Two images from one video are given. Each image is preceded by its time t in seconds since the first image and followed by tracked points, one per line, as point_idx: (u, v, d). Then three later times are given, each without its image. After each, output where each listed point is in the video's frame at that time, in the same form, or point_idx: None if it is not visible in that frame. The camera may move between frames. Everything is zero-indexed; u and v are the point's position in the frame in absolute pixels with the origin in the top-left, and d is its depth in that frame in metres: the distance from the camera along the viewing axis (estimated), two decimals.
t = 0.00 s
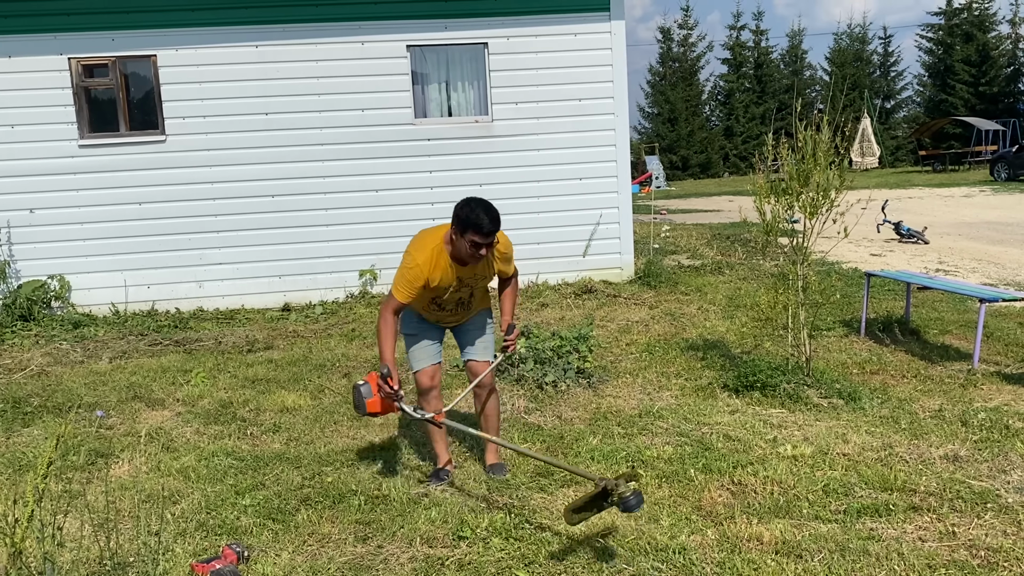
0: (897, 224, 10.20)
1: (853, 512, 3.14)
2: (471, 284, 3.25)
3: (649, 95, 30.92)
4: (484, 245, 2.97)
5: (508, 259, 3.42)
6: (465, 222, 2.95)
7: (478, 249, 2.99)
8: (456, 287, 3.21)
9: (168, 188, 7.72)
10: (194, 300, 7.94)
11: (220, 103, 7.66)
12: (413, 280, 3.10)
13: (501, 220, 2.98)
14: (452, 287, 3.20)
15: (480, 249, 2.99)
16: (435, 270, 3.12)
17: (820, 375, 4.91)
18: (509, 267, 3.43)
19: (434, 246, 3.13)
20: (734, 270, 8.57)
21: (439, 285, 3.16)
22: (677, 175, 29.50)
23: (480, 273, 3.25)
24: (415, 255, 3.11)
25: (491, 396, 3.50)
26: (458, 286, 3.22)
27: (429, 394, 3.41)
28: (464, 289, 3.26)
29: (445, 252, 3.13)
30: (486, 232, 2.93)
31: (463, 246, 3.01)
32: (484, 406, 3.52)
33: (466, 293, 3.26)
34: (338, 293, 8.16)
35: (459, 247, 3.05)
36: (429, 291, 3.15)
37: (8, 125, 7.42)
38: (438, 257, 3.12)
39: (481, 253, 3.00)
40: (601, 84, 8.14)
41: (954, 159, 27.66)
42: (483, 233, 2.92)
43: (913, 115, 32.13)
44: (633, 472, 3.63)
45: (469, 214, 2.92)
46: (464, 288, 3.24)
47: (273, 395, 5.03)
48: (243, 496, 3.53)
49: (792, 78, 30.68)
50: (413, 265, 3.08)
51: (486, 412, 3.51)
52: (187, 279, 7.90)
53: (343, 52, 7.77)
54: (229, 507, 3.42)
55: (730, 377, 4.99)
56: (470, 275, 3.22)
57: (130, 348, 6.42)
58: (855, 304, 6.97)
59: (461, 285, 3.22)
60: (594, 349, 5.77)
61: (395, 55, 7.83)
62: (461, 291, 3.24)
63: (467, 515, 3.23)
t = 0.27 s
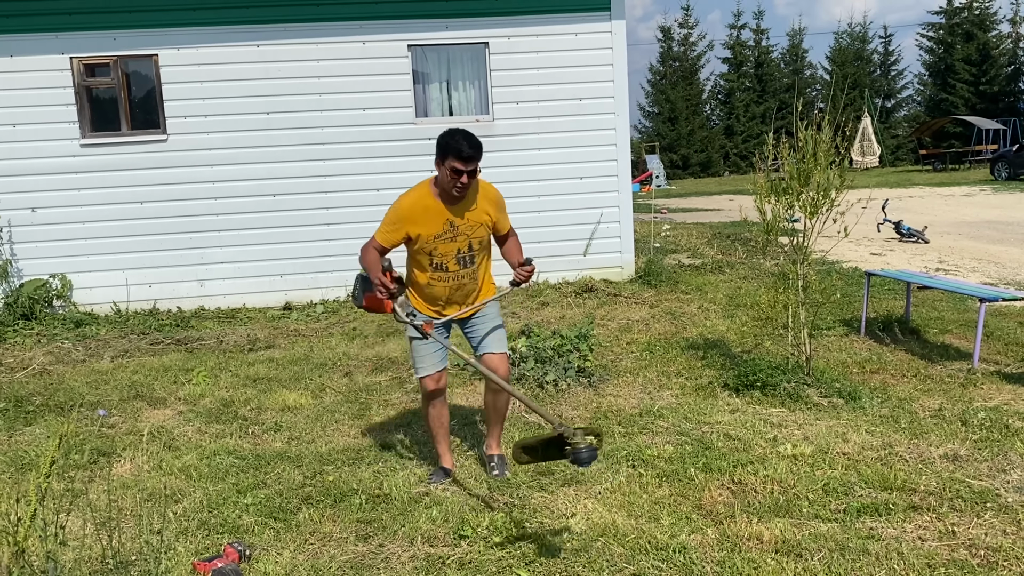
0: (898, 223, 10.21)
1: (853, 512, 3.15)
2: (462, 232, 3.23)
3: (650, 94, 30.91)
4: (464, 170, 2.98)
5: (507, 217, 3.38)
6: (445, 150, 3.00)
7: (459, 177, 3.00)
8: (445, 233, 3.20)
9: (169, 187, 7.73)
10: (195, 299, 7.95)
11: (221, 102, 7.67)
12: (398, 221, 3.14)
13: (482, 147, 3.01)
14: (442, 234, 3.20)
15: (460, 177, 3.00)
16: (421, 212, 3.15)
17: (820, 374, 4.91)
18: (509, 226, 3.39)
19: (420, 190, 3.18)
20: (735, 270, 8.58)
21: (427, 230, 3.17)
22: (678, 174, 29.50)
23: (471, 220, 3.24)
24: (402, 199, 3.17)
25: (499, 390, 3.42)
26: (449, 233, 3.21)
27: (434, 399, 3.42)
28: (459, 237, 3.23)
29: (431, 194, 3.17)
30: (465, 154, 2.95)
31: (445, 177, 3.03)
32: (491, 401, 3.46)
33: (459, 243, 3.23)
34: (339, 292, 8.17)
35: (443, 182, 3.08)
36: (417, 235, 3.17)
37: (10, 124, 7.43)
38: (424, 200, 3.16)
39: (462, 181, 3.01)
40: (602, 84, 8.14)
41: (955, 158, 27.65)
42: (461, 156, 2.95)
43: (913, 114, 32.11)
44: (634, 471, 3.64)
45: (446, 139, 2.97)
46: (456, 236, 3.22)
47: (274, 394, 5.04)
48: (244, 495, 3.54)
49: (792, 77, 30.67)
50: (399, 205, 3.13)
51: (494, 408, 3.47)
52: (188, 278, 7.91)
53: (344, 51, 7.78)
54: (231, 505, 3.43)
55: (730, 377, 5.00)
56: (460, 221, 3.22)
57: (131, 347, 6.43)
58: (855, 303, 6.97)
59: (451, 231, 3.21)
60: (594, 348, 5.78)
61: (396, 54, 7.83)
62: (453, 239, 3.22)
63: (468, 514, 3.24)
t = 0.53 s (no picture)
0: (899, 220, 10.19)
1: (854, 509, 3.15)
2: (471, 214, 3.10)
3: (651, 90, 30.86)
4: (471, 149, 2.92)
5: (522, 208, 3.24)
6: (453, 129, 2.95)
7: (467, 157, 2.94)
8: (453, 214, 3.09)
9: (171, 182, 7.72)
10: (196, 295, 7.95)
11: (222, 98, 7.66)
12: (405, 200, 3.07)
13: (491, 127, 2.95)
14: (449, 214, 3.09)
15: (469, 157, 2.94)
16: (428, 192, 3.07)
17: (822, 371, 4.92)
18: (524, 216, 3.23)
19: (430, 172, 3.12)
20: (736, 266, 8.57)
21: (434, 210, 3.07)
22: (679, 171, 29.47)
23: (480, 203, 3.12)
24: (411, 181, 3.11)
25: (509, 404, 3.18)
26: (457, 215, 3.10)
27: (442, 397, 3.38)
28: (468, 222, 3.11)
29: (440, 176, 3.10)
30: (472, 133, 2.89)
31: (452, 155, 2.97)
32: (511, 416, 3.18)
33: (467, 226, 3.11)
34: (341, 287, 8.17)
35: (452, 161, 3.02)
36: (423, 215, 3.07)
37: (11, 120, 7.43)
38: (433, 180, 3.09)
39: (471, 162, 2.95)
40: (603, 80, 8.13)
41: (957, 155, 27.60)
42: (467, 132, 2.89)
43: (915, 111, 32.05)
44: (635, 467, 3.64)
45: (454, 117, 2.92)
46: (464, 219, 3.10)
47: (276, 390, 5.05)
48: (246, 491, 3.55)
49: (794, 73, 30.62)
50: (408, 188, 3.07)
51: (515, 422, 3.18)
52: (189, 274, 7.91)
53: (346, 47, 7.77)
54: (233, 501, 3.44)
55: (732, 374, 5.00)
56: (469, 203, 3.10)
57: (133, 343, 6.44)
58: (857, 300, 6.97)
59: (459, 213, 3.09)
60: (596, 344, 5.78)
61: (397, 50, 7.82)
62: (461, 221, 3.10)
63: (469, 510, 3.24)
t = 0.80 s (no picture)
0: (901, 215, 10.18)
1: (854, 504, 3.16)
2: (502, 216, 2.92)
3: (653, 83, 30.77)
4: (505, 148, 2.72)
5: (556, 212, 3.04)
6: (488, 125, 2.74)
7: (500, 157, 2.76)
8: (482, 215, 2.91)
9: (172, 175, 7.72)
10: (197, 287, 7.95)
11: (223, 90, 7.65)
12: (433, 196, 2.90)
13: (529, 126, 2.75)
14: (478, 215, 2.91)
15: (502, 156, 2.75)
16: (458, 189, 2.89)
17: (822, 366, 4.91)
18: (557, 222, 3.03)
19: (462, 168, 2.94)
20: (738, 261, 8.56)
21: (462, 209, 2.89)
22: (681, 165, 29.42)
23: (512, 205, 2.93)
24: (442, 176, 2.93)
25: (524, 415, 3.11)
26: (486, 215, 2.91)
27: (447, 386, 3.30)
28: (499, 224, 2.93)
29: (472, 173, 2.91)
30: (508, 131, 2.69)
31: (484, 152, 2.78)
32: (523, 427, 3.12)
33: (496, 228, 2.92)
34: (342, 281, 8.17)
35: (484, 159, 2.83)
36: (450, 213, 2.89)
37: (12, 112, 7.42)
38: (464, 177, 2.91)
39: (503, 161, 2.77)
40: (606, 73, 8.10)
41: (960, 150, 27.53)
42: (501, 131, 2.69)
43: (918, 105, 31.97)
44: (635, 461, 3.64)
45: (490, 111, 2.72)
46: (494, 220, 2.92)
47: (277, 383, 5.05)
48: (247, 483, 3.55)
49: (796, 67, 30.54)
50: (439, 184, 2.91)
51: (526, 435, 3.12)
52: (190, 267, 7.91)
53: (347, 39, 7.75)
54: (233, 493, 3.44)
55: (733, 368, 5.00)
56: (499, 204, 2.92)
57: (134, 335, 6.44)
58: (858, 295, 6.96)
59: (488, 214, 2.91)
60: (597, 339, 5.78)
61: (399, 43, 7.80)
62: (490, 223, 2.92)
63: (470, 504, 3.24)
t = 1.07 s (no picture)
0: (902, 208, 10.19)
1: (851, 491, 3.18)
2: (513, 198, 2.90)
3: (656, 75, 30.69)
4: (514, 129, 2.72)
5: (569, 194, 3.02)
6: (497, 106, 2.73)
7: (510, 138, 2.75)
8: (492, 197, 2.89)
9: (174, 163, 7.72)
10: (199, 275, 7.98)
11: (226, 78, 7.65)
12: (442, 178, 2.88)
13: (538, 108, 2.73)
14: (488, 197, 2.88)
15: (511, 137, 2.74)
16: (467, 171, 2.87)
17: (822, 356, 4.93)
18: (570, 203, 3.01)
19: (472, 150, 2.92)
20: (739, 252, 8.57)
21: (472, 191, 2.88)
22: (682, 157, 29.39)
23: (523, 187, 2.90)
24: (451, 158, 2.92)
25: (526, 403, 3.13)
26: (496, 197, 2.89)
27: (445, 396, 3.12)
28: (509, 206, 2.90)
29: (482, 154, 2.89)
30: (516, 112, 2.68)
31: (494, 133, 2.77)
32: (525, 415, 3.14)
33: (507, 211, 2.90)
34: (343, 270, 8.19)
35: (494, 140, 2.81)
36: (460, 195, 2.88)
37: (15, 98, 7.43)
38: (474, 158, 2.89)
39: (513, 143, 2.75)
40: (608, 64, 8.10)
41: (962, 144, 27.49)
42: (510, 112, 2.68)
43: (921, 99, 31.91)
44: (635, 448, 3.67)
45: (499, 92, 2.71)
46: (504, 202, 2.89)
47: (279, 370, 5.08)
48: (249, 467, 3.58)
49: (799, 60, 30.47)
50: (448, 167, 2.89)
51: (528, 422, 3.15)
52: (192, 254, 7.93)
53: (350, 28, 7.74)
54: (236, 477, 3.47)
55: (732, 358, 5.02)
56: (510, 186, 2.89)
57: (136, 322, 6.47)
58: (858, 287, 6.98)
59: (499, 196, 2.89)
60: (597, 328, 5.80)
61: (401, 32, 7.80)
62: (501, 205, 2.89)
63: (471, 489, 3.27)
